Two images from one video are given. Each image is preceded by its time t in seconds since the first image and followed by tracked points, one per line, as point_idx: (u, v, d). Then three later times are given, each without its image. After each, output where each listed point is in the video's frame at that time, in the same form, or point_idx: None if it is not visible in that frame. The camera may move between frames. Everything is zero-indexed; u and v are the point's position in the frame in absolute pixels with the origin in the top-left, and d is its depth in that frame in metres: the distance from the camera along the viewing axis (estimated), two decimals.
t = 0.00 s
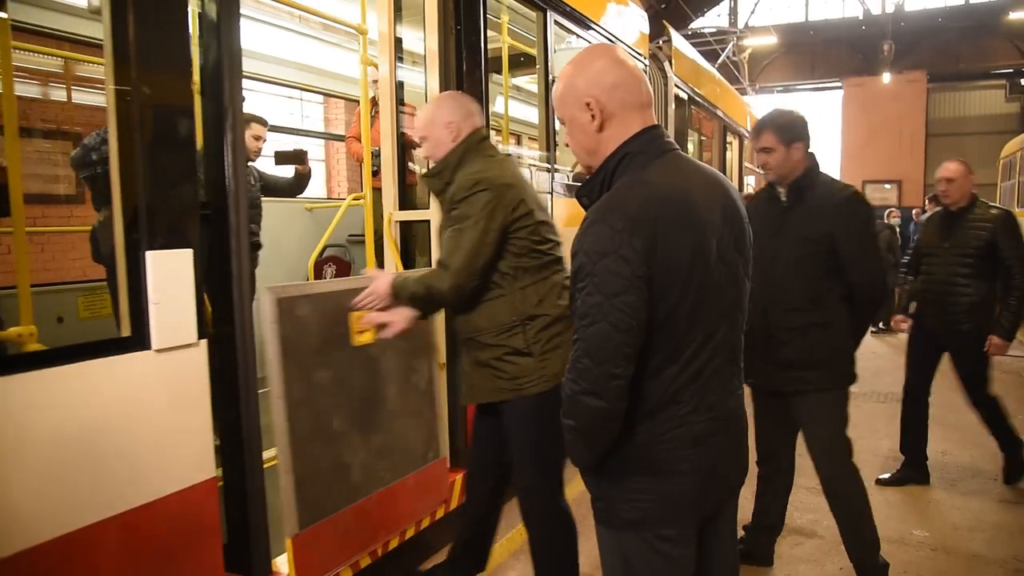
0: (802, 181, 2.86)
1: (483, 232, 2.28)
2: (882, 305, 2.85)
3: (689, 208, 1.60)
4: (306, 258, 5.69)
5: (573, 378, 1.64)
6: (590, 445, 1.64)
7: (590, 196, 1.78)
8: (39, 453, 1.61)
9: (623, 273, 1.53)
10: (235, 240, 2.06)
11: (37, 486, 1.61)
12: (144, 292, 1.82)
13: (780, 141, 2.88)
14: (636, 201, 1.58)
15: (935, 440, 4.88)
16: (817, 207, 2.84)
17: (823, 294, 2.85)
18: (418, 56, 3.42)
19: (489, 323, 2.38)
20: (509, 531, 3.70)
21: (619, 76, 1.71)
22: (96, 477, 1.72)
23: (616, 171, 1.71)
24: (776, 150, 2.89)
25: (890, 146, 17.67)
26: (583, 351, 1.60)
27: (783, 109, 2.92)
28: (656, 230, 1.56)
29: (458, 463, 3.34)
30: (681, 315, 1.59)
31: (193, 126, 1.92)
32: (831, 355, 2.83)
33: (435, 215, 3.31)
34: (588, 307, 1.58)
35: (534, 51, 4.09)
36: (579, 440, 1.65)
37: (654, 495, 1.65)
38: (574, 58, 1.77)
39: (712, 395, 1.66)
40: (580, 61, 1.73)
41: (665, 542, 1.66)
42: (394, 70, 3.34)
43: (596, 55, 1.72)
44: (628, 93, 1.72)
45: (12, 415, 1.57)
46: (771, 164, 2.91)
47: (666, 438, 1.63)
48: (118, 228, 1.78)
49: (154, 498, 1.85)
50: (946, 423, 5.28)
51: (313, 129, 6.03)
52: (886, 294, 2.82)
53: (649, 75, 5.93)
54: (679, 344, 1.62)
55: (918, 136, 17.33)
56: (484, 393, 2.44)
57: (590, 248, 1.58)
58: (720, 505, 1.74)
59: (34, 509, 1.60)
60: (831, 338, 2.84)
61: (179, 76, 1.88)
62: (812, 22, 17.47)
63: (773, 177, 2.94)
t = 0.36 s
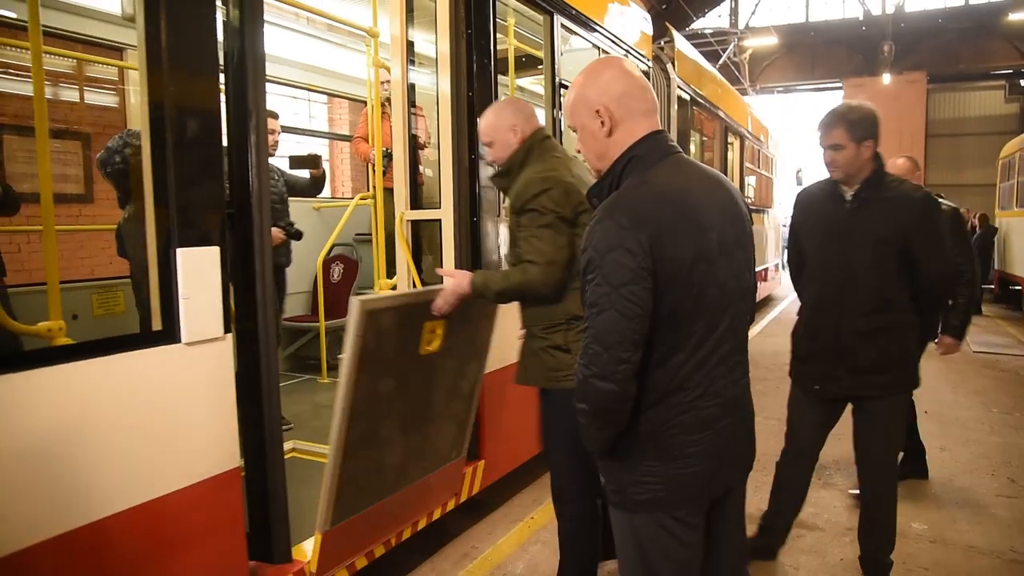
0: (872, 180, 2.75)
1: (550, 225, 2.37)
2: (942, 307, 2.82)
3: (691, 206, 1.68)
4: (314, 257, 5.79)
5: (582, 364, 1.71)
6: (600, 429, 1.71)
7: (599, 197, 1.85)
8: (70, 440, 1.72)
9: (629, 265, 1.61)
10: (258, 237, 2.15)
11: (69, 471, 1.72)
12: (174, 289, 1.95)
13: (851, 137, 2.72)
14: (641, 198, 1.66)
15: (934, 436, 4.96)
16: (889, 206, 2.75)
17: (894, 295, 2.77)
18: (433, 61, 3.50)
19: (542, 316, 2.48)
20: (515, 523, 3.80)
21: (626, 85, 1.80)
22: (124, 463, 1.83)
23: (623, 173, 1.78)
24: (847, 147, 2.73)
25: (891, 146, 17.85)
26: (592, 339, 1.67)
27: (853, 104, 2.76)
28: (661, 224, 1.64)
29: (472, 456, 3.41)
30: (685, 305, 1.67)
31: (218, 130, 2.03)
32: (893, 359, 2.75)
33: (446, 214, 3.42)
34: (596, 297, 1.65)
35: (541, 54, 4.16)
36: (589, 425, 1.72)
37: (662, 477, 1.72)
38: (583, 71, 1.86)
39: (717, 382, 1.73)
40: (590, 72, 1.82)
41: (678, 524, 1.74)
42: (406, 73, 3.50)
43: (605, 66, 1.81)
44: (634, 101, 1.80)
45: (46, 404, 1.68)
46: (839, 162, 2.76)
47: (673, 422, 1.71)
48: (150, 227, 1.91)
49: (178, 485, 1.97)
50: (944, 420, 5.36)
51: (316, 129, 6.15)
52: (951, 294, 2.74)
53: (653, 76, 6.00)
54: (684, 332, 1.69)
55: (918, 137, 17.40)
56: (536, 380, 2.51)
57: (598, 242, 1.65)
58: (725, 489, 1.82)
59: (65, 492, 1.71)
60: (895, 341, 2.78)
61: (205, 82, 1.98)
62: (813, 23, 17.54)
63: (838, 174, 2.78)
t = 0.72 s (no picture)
0: (903, 177, 2.70)
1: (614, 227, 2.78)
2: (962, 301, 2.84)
3: (721, 202, 1.76)
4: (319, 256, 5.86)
5: (611, 349, 1.76)
6: (626, 414, 1.76)
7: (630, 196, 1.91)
8: (89, 431, 1.79)
9: (660, 254, 1.68)
10: (272, 236, 2.24)
11: (88, 460, 1.79)
12: (192, 285, 2.04)
13: (883, 132, 2.66)
14: (672, 192, 1.74)
15: (932, 432, 5.02)
16: (921, 203, 2.70)
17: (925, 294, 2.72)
18: (439, 63, 3.55)
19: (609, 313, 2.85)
20: (518, 518, 3.87)
21: (655, 90, 1.87)
22: (140, 453, 1.91)
23: (653, 172, 1.85)
24: (878, 142, 2.67)
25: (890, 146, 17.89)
26: (622, 324, 1.72)
27: (884, 98, 2.70)
28: (687, 216, 1.71)
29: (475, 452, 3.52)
30: (710, 295, 1.73)
31: (231, 132, 2.13)
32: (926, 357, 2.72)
33: (452, 213, 3.49)
34: (627, 284, 1.71)
35: (545, 55, 4.20)
36: (615, 409, 1.77)
37: (684, 463, 1.77)
38: (617, 77, 1.94)
39: (740, 374, 1.78)
40: (620, 79, 1.89)
41: (699, 512, 1.79)
42: (413, 74, 3.47)
43: (635, 72, 1.90)
44: (663, 105, 1.87)
45: (71, 395, 1.76)
46: (869, 158, 2.69)
47: (696, 410, 1.76)
48: (169, 226, 1.99)
49: (193, 478, 2.04)
50: (943, 417, 5.42)
51: (321, 129, 6.17)
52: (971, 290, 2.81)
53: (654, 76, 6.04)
54: (708, 323, 1.75)
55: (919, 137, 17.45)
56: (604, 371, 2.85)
57: (630, 231, 1.73)
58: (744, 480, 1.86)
59: (85, 481, 1.78)
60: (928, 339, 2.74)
61: (222, 85, 2.09)
62: (813, 23, 17.55)
63: (868, 171, 2.71)
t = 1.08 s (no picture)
0: (884, 171, 2.75)
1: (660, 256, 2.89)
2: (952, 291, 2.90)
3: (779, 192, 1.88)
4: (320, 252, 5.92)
5: (677, 323, 1.84)
6: (690, 386, 1.83)
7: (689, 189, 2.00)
8: (98, 415, 1.86)
9: (728, 232, 1.78)
10: (276, 228, 2.31)
11: (97, 444, 1.85)
12: (200, 274, 2.11)
13: (858, 127, 2.72)
14: (736, 177, 1.86)
15: (927, 427, 5.08)
16: (906, 195, 2.76)
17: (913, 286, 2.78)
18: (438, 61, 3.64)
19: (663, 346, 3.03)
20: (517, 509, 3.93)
21: (716, 90, 1.97)
22: (147, 439, 1.97)
23: (713, 165, 1.95)
24: (854, 137, 2.73)
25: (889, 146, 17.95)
26: (691, 297, 1.80)
27: (857, 94, 2.76)
28: (754, 198, 1.82)
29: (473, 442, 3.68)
30: (773, 275, 1.83)
31: (237, 128, 2.19)
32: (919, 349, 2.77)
33: (451, 208, 3.58)
34: (696, 259, 1.80)
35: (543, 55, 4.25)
36: (679, 381, 1.84)
37: (741, 442, 1.84)
38: (676, 80, 2.04)
39: (797, 357, 1.86)
40: (682, 81, 1.99)
41: (749, 492, 1.86)
42: (414, 73, 3.64)
43: (693, 75, 2.00)
44: (722, 104, 1.97)
45: (81, 379, 1.82)
46: (847, 152, 2.74)
47: (757, 389, 1.83)
48: (177, 217, 2.07)
49: (195, 463, 2.09)
50: (937, 412, 5.48)
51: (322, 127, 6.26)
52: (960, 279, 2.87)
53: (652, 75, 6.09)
54: (770, 303, 1.83)
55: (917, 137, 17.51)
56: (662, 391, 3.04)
57: (698, 212, 1.82)
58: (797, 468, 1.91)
59: (94, 463, 1.84)
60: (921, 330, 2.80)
61: (228, 83, 2.16)
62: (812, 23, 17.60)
63: (846, 165, 2.77)
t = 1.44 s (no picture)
0: (885, 169, 2.83)
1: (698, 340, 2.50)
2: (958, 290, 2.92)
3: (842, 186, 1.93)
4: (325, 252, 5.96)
5: (747, 309, 1.88)
6: (757, 374, 1.87)
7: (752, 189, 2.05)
8: (121, 413, 1.90)
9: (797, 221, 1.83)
10: (290, 228, 2.37)
11: (120, 441, 1.90)
12: (217, 273, 2.15)
13: (858, 128, 2.74)
14: (801, 170, 1.91)
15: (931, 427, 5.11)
16: (904, 195, 2.83)
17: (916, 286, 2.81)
18: (446, 64, 3.70)
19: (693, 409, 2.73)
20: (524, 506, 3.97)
21: (775, 96, 2.03)
22: (169, 436, 2.01)
23: (776, 164, 2.00)
24: (854, 138, 2.76)
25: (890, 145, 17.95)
26: (762, 282, 1.84)
27: (856, 93, 2.75)
28: (821, 190, 1.87)
29: (481, 441, 3.72)
30: (841, 267, 1.86)
31: (252, 129, 2.24)
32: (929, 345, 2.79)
33: (461, 209, 3.63)
34: (767, 246, 1.84)
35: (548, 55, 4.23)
36: (748, 367, 1.88)
37: (807, 434, 1.88)
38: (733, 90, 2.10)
39: (862, 352, 1.90)
40: (742, 88, 2.05)
41: (816, 489, 1.90)
42: (422, 75, 3.70)
43: (751, 84, 2.07)
44: (781, 109, 2.03)
45: (102, 377, 1.86)
46: (847, 153, 2.80)
47: (825, 381, 1.86)
48: (194, 217, 2.10)
49: (212, 460, 2.13)
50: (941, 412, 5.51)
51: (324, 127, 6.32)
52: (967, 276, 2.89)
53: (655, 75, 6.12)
54: (840, 295, 1.86)
55: (918, 136, 17.52)
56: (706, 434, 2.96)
57: (766, 202, 1.88)
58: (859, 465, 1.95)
59: (118, 460, 1.89)
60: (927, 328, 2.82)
61: (243, 88, 2.21)
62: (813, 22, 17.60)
63: (849, 165, 2.83)
